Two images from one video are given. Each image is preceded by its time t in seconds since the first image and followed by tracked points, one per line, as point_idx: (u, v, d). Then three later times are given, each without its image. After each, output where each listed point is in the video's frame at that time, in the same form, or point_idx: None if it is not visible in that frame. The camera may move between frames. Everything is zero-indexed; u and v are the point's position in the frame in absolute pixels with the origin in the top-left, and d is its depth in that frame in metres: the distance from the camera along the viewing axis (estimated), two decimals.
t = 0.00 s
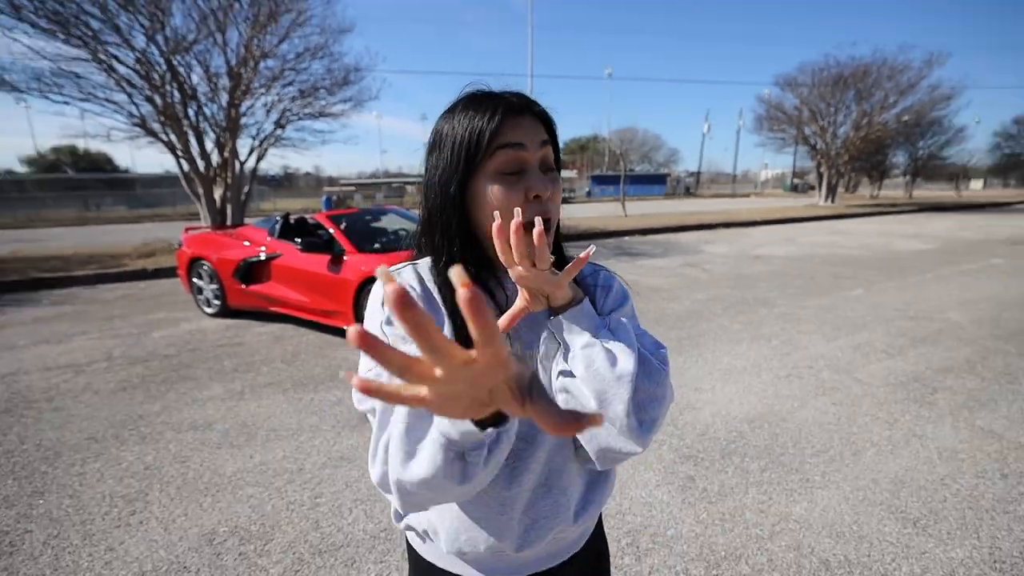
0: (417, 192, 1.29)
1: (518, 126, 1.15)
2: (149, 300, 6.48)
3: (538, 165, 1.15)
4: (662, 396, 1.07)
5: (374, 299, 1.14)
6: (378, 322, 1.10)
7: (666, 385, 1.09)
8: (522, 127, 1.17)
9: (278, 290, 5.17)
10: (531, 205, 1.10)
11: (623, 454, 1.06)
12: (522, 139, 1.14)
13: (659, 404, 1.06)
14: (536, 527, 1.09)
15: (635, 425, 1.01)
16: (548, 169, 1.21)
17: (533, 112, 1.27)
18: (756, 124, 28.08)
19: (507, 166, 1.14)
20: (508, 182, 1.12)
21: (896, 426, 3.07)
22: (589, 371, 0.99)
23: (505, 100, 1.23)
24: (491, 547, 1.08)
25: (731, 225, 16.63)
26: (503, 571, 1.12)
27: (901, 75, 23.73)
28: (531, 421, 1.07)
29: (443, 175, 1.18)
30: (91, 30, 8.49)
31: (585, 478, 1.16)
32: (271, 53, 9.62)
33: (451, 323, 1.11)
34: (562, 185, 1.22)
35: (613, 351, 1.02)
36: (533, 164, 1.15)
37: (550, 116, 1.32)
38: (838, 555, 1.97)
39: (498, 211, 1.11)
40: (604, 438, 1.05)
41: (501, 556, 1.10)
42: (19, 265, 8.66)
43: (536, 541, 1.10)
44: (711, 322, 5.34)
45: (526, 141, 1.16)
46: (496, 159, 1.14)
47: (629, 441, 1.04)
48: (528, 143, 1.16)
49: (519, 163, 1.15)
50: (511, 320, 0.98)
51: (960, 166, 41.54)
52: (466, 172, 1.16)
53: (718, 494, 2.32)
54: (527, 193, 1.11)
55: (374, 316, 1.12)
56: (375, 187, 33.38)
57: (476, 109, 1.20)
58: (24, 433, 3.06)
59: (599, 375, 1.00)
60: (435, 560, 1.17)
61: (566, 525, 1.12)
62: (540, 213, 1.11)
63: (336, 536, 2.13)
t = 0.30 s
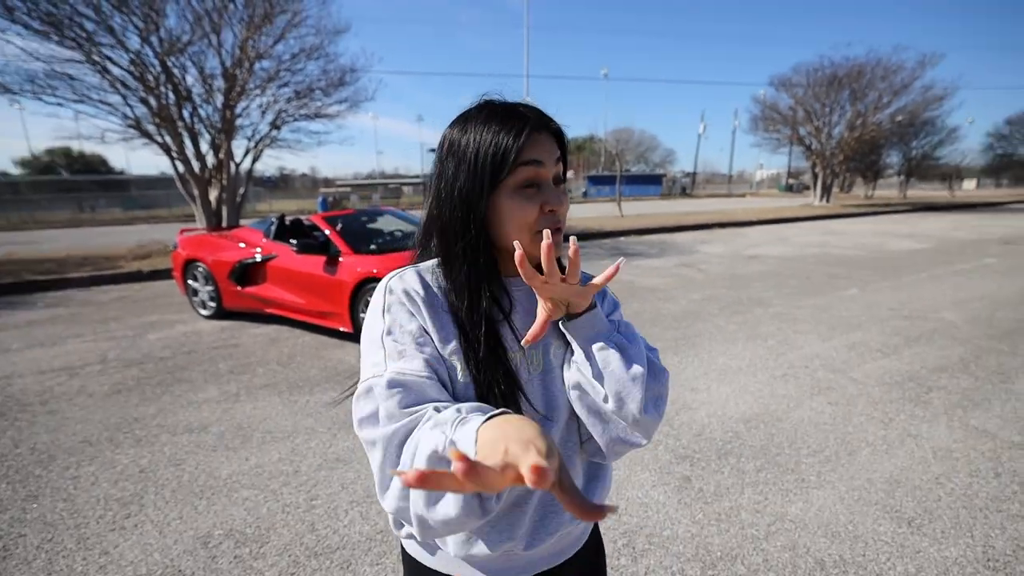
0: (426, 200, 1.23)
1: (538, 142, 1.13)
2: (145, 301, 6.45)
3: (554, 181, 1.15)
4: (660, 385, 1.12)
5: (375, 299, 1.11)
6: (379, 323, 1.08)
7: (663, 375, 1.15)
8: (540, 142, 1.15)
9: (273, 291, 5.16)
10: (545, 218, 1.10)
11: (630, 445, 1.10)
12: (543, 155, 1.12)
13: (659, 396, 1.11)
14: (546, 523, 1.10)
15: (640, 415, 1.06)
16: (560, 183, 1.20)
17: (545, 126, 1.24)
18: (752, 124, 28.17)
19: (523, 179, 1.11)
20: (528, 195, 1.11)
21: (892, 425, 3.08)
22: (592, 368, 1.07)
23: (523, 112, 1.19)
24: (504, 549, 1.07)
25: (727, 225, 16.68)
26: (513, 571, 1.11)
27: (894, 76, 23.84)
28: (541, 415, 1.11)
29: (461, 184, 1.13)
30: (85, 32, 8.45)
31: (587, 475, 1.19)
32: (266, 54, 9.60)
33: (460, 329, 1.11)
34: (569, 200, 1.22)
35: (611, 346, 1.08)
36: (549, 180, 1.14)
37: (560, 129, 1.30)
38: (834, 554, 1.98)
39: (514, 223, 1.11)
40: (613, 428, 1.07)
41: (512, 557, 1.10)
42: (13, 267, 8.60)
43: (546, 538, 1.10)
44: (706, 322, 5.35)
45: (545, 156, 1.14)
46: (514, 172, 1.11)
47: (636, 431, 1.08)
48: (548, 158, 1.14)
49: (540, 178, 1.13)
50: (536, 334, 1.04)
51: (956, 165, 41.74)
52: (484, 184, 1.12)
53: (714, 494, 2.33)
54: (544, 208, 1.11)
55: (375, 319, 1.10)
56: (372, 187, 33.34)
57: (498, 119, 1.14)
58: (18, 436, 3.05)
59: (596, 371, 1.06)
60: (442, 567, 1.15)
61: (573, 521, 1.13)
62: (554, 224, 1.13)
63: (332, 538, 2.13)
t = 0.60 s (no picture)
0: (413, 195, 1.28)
1: (520, 140, 1.16)
2: (143, 300, 6.45)
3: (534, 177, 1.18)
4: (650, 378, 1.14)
5: (367, 299, 1.17)
6: (371, 321, 1.13)
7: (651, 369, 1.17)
8: (522, 140, 1.18)
9: (271, 290, 5.17)
10: (524, 212, 1.14)
11: (620, 438, 1.13)
12: (523, 153, 1.15)
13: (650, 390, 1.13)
14: (540, 515, 1.12)
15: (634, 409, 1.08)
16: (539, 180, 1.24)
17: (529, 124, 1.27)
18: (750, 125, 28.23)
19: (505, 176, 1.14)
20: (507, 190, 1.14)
21: (886, 424, 3.11)
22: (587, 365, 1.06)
23: (507, 111, 1.23)
24: (500, 541, 1.09)
25: (726, 226, 16.71)
26: (508, 562, 1.13)
27: (893, 77, 23.90)
28: (534, 413, 1.10)
29: (446, 180, 1.18)
30: (83, 30, 8.44)
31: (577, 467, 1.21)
32: (264, 53, 9.60)
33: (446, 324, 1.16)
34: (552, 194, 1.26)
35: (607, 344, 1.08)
36: (530, 176, 1.17)
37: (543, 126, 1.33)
38: (826, 551, 2.00)
39: (495, 219, 1.15)
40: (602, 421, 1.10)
41: (506, 549, 1.11)
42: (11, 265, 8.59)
43: (540, 530, 1.12)
44: (703, 322, 5.38)
45: (526, 152, 1.17)
46: (495, 168, 1.14)
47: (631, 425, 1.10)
48: (526, 156, 1.18)
49: (518, 175, 1.16)
50: (534, 330, 0.95)
51: (954, 167, 41.83)
52: (467, 179, 1.16)
53: (708, 492, 2.35)
54: (523, 203, 1.15)
55: (367, 317, 1.15)
56: (371, 186, 33.35)
57: (480, 119, 1.18)
58: (17, 433, 3.06)
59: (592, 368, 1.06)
60: (437, 561, 1.16)
61: (565, 512, 1.15)
62: (534, 220, 1.17)
63: (330, 535, 2.14)
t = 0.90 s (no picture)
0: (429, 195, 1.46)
1: (456, 130, 1.18)
2: (149, 298, 6.50)
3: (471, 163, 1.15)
4: (642, 399, 1.07)
5: (368, 290, 1.24)
6: (371, 308, 1.20)
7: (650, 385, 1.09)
8: (465, 130, 1.19)
9: (275, 288, 5.21)
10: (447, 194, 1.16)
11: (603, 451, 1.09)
12: (453, 140, 1.17)
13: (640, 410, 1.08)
14: (524, 513, 1.09)
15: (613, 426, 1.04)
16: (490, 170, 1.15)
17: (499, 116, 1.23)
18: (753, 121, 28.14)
19: (446, 165, 1.19)
20: (441, 179, 1.18)
21: (886, 420, 3.12)
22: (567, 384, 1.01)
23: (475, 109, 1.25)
24: (482, 529, 1.10)
25: (729, 223, 16.68)
26: (495, 550, 1.14)
27: (897, 73, 23.76)
28: (517, 411, 1.09)
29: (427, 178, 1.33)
30: (89, 30, 8.48)
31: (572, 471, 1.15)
32: (267, 52, 9.62)
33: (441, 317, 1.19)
34: (506, 182, 1.16)
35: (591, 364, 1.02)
36: (464, 163, 1.16)
37: (530, 121, 1.22)
38: (825, 545, 2.02)
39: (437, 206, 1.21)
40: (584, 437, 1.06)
41: (492, 538, 1.12)
42: (18, 263, 8.66)
43: (524, 528, 1.10)
44: (705, 319, 5.39)
45: (462, 141, 1.17)
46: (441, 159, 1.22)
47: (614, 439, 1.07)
48: (462, 143, 1.17)
49: (455, 162, 1.18)
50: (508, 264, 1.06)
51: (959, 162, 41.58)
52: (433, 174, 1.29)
53: (709, 487, 2.37)
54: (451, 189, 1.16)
55: (367, 305, 1.22)
56: (374, 184, 33.40)
57: (446, 117, 1.27)
58: (28, 428, 3.10)
59: (572, 386, 1.01)
60: (433, 544, 1.20)
61: (553, 514, 1.12)
62: (466, 206, 1.14)
63: (335, 528, 2.17)
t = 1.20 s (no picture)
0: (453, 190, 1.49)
1: (466, 137, 1.19)
2: (157, 295, 6.58)
3: (479, 173, 1.17)
4: (598, 409, 1.03)
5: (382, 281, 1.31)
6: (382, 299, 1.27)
7: (610, 397, 1.04)
8: (477, 137, 1.20)
9: (281, 286, 5.27)
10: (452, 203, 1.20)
11: (567, 458, 1.08)
12: (461, 149, 1.19)
13: (594, 421, 1.03)
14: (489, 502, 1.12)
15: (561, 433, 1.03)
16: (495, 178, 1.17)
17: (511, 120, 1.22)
18: (759, 121, 28.06)
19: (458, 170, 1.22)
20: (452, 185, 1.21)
21: (887, 420, 3.13)
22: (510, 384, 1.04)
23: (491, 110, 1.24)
24: (454, 508, 1.15)
25: (733, 223, 16.66)
26: (470, 532, 1.17)
27: (904, 72, 23.62)
28: (492, 408, 1.12)
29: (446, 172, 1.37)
30: (100, 31, 8.57)
31: (551, 474, 1.15)
32: (275, 53, 9.70)
33: (445, 315, 1.21)
34: (513, 193, 1.17)
35: (531, 368, 1.02)
36: (473, 172, 1.18)
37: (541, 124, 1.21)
38: (823, 542, 2.04)
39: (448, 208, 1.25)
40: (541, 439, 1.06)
41: (463, 520, 1.16)
42: (30, 260, 8.77)
43: (493, 516, 1.12)
44: (708, 319, 5.41)
45: (472, 150, 1.18)
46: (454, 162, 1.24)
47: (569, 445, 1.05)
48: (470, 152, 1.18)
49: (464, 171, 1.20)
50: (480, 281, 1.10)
51: (967, 162, 41.26)
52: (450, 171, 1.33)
53: (709, 484, 2.40)
54: (459, 196, 1.19)
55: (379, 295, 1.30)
56: (379, 184, 33.51)
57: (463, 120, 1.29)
58: (41, 422, 3.16)
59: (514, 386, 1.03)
60: (423, 518, 1.25)
61: (523, 511, 1.12)
62: (473, 214, 1.17)
63: (339, 521, 2.21)
